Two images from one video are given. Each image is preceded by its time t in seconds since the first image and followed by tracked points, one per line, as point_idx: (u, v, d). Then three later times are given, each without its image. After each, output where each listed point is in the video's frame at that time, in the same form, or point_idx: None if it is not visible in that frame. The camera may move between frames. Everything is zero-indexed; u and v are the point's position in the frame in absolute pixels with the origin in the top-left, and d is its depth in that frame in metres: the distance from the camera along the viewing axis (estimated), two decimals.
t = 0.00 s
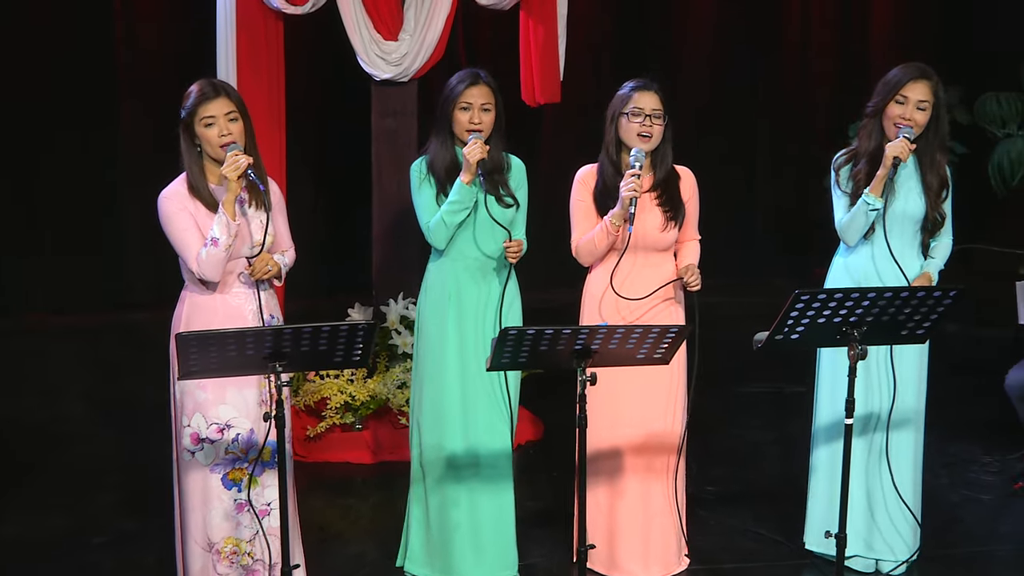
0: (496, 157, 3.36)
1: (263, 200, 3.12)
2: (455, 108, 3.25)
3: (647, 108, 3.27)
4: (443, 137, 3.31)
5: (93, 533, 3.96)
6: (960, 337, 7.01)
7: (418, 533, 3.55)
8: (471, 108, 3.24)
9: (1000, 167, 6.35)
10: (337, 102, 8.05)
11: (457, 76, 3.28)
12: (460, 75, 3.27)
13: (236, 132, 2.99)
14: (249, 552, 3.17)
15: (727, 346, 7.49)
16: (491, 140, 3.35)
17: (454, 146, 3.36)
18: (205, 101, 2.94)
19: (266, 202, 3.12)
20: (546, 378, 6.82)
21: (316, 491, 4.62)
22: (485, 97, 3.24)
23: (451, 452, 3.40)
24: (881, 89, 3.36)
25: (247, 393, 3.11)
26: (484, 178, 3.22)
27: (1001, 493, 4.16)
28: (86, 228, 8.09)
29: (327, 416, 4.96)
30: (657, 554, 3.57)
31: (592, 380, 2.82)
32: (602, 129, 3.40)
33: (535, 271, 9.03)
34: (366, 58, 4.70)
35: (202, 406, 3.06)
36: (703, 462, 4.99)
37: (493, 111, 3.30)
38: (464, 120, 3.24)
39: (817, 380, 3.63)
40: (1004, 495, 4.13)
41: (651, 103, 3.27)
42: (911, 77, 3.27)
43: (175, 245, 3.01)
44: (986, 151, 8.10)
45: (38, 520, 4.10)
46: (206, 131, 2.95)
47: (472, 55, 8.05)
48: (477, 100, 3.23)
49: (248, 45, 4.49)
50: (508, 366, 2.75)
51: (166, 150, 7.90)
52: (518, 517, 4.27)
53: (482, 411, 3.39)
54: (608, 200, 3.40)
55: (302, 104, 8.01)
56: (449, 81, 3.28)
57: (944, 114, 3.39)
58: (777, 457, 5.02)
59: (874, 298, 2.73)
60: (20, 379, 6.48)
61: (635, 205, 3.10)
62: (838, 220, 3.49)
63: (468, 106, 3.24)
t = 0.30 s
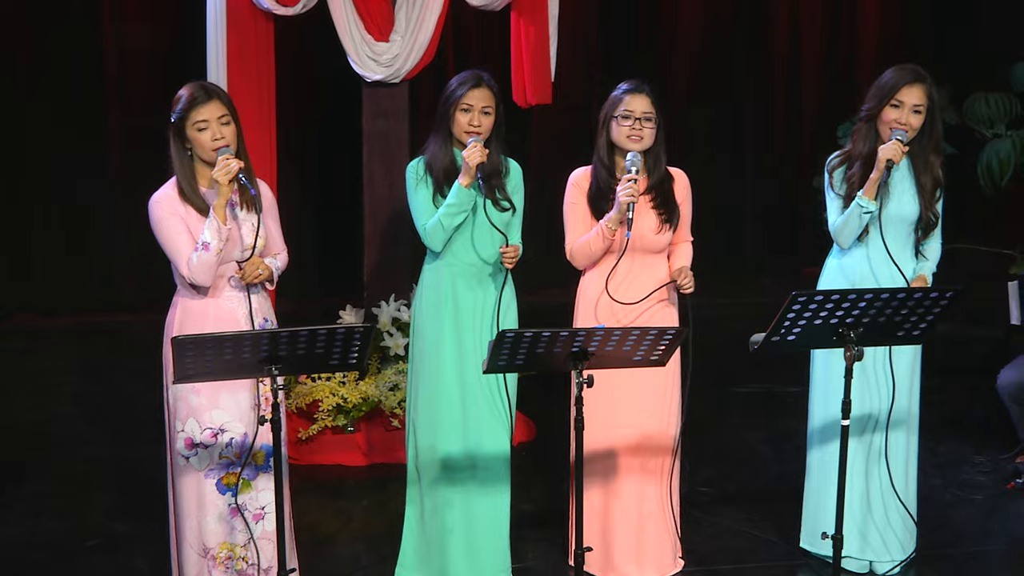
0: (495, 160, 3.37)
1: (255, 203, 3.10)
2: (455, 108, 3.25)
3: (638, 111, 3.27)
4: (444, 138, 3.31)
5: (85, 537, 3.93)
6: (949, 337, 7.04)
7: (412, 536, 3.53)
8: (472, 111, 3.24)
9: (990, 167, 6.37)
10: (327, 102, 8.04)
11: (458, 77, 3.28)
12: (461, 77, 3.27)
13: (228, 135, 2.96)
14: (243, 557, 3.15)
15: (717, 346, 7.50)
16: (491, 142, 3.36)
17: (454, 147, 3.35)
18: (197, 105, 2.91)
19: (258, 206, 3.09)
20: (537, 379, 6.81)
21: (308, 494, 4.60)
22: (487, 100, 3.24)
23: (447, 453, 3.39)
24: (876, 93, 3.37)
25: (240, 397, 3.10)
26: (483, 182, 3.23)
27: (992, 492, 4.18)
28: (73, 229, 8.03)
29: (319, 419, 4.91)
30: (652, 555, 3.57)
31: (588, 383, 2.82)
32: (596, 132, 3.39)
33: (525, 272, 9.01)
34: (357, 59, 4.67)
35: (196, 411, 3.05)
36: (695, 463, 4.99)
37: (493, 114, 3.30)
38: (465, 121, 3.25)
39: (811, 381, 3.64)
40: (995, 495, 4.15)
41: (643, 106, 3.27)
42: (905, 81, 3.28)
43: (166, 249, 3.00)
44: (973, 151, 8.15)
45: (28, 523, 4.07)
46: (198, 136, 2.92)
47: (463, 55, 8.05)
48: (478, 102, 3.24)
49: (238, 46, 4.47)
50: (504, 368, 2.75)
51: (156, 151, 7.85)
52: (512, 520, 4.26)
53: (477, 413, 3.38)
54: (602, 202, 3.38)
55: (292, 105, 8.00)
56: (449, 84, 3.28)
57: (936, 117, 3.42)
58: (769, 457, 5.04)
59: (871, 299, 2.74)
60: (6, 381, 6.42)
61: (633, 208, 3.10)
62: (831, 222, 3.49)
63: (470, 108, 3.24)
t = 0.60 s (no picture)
0: (491, 161, 3.36)
1: (246, 206, 3.07)
2: (453, 108, 3.24)
3: (630, 110, 3.26)
4: (440, 138, 3.30)
5: (77, 540, 3.90)
6: (938, 336, 7.06)
7: (405, 538, 3.52)
8: (469, 109, 3.23)
9: (978, 166, 6.39)
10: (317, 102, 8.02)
11: (453, 78, 3.27)
12: (457, 77, 3.26)
13: (219, 137, 2.94)
14: (234, 561, 3.13)
15: (707, 347, 7.51)
16: (488, 143, 3.36)
17: (449, 147, 3.35)
18: (187, 105, 2.88)
19: (248, 208, 3.07)
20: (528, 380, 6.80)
21: (299, 495, 4.58)
22: (483, 98, 3.23)
23: (441, 455, 3.38)
24: (866, 94, 3.37)
25: (230, 400, 3.07)
26: (481, 184, 3.22)
27: (983, 492, 4.19)
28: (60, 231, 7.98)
29: (310, 421, 4.90)
30: (646, 557, 3.56)
31: (585, 384, 2.81)
32: (589, 133, 3.39)
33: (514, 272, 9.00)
34: (347, 59, 4.67)
35: (186, 414, 3.03)
36: (688, 463, 5.00)
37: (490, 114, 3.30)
38: (462, 120, 3.24)
39: (803, 381, 3.65)
40: (986, 494, 4.16)
41: (635, 106, 3.26)
42: (895, 82, 3.29)
43: (156, 251, 2.98)
44: (961, 151, 8.19)
45: (18, 527, 4.03)
46: (188, 137, 2.90)
47: (453, 55, 8.04)
48: (475, 102, 3.23)
49: (228, 47, 4.44)
50: (500, 370, 2.75)
51: (144, 152, 7.81)
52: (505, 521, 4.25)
53: (472, 415, 3.37)
54: (595, 203, 3.37)
55: (281, 106, 7.97)
56: (445, 84, 3.27)
57: (927, 117, 3.42)
58: (761, 457, 5.04)
59: (866, 300, 2.74)
60: None
61: (625, 210, 3.09)
62: (825, 223, 3.50)
63: (467, 107, 3.23)
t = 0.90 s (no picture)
0: (485, 163, 3.37)
1: (240, 208, 3.05)
2: (447, 109, 3.23)
3: (625, 110, 3.27)
4: (431, 140, 3.29)
5: (68, 544, 3.87)
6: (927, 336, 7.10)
7: (397, 538, 3.51)
8: (462, 110, 3.22)
9: (965, 165, 6.48)
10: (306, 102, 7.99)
11: (446, 80, 3.26)
12: (450, 78, 3.25)
13: (211, 138, 2.91)
14: (224, 563, 3.12)
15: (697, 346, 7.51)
16: (480, 144, 3.36)
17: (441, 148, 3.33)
18: (180, 106, 2.87)
19: (241, 210, 3.04)
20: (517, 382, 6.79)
21: (291, 497, 4.56)
22: (476, 100, 3.23)
23: (435, 455, 3.37)
24: (857, 92, 3.37)
25: (222, 404, 3.05)
26: (474, 185, 3.21)
27: (975, 491, 4.21)
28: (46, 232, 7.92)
29: (301, 423, 4.87)
30: (640, 556, 3.57)
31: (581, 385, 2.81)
32: (582, 133, 3.39)
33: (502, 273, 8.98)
34: (338, 59, 4.65)
35: (177, 417, 3.01)
36: (680, 463, 5.00)
37: (483, 115, 3.29)
38: (455, 122, 3.23)
39: (795, 381, 3.67)
40: (977, 493, 4.19)
41: (629, 105, 3.27)
42: (885, 80, 3.30)
43: (147, 252, 2.97)
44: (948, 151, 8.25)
45: (7, 531, 4.00)
46: (180, 138, 2.88)
47: (443, 56, 8.05)
48: (469, 102, 3.22)
49: (218, 47, 4.42)
50: (496, 370, 2.74)
51: (132, 152, 7.78)
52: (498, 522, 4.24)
53: (466, 415, 3.36)
54: (588, 204, 3.37)
55: (268, 106, 7.94)
56: (437, 86, 3.26)
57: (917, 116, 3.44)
58: (753, 456, 5.05)
59: (862, 300, 2.75)
60: None
61: (619, 210, 3.08)
62: (817, 223, 3.51)
63: (461, 108, 3.22)
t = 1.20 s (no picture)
0: (477, 165, 3.34)
1: (234, 210, 3.02)
2: (439, 111, 3.22)
3: (619, 110, 3.26)
4: (423, 142, 3.28)
5: (58, 547, 3.85)
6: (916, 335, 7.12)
7: (390, 538, 3.50)
8: (455, 113, 3.21)
9: (955, 164, 6.52)
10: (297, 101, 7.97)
11: (439, 82, 3.25)
12: (442, 81, 3.24)
13: (205, 139, 2.89)
14: (219, 567, 3.09)
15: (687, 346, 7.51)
16: (472, 146, 3.33)
17: (433, 150, 3.32)
18: (175, 106, 2.85)
19: (235, 212, 3.02)
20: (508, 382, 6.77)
21: (282, 499, 4.53)
22: (468, 103, 3.21)
23: (429, 454, 3.35)
24: (850, 92, 3.38)
25: (214, 407, 3.03)
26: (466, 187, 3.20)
27: (967, 489, 4.23)
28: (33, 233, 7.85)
29: (293, 424, 4.83)
30: (634, 556, 3.57)
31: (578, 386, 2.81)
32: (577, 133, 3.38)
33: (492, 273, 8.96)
34: (329, 59, 4.63)
35: (169, 419, 2.99)
36: (673, 463, 5.01)
37: (476, 118, 3.28)
38: (447, 124, 3.22)
39: (787, 379, 3.67)
40: (970, 491, 4.20)
41: (624, 105, 3.26)
42: (879, 80, 3.30)
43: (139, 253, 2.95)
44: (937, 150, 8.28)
45: None
46: (174, 138, 2.86)
47: (433, 56, 8.04)
48: (462, 106, 3.21)
49: (209, 47, 4.39)
50: (493, 370, 2.73)
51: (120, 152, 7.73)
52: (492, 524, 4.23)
53: (460, 416, 3.35)
54: (583, 205, 3.37)
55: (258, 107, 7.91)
56: (430, 88, 3.25)
57: (910, 116, 3.45)
58: (746, 456, 5.06)
59: (859, 299, 2.76)
60: None
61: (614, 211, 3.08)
62: (811, 223, 3.50)
63: (453, 111, 3.21)
